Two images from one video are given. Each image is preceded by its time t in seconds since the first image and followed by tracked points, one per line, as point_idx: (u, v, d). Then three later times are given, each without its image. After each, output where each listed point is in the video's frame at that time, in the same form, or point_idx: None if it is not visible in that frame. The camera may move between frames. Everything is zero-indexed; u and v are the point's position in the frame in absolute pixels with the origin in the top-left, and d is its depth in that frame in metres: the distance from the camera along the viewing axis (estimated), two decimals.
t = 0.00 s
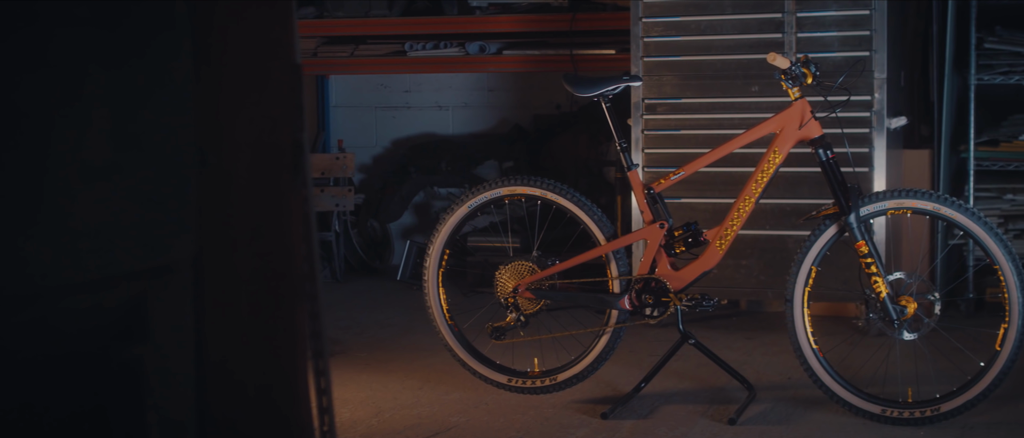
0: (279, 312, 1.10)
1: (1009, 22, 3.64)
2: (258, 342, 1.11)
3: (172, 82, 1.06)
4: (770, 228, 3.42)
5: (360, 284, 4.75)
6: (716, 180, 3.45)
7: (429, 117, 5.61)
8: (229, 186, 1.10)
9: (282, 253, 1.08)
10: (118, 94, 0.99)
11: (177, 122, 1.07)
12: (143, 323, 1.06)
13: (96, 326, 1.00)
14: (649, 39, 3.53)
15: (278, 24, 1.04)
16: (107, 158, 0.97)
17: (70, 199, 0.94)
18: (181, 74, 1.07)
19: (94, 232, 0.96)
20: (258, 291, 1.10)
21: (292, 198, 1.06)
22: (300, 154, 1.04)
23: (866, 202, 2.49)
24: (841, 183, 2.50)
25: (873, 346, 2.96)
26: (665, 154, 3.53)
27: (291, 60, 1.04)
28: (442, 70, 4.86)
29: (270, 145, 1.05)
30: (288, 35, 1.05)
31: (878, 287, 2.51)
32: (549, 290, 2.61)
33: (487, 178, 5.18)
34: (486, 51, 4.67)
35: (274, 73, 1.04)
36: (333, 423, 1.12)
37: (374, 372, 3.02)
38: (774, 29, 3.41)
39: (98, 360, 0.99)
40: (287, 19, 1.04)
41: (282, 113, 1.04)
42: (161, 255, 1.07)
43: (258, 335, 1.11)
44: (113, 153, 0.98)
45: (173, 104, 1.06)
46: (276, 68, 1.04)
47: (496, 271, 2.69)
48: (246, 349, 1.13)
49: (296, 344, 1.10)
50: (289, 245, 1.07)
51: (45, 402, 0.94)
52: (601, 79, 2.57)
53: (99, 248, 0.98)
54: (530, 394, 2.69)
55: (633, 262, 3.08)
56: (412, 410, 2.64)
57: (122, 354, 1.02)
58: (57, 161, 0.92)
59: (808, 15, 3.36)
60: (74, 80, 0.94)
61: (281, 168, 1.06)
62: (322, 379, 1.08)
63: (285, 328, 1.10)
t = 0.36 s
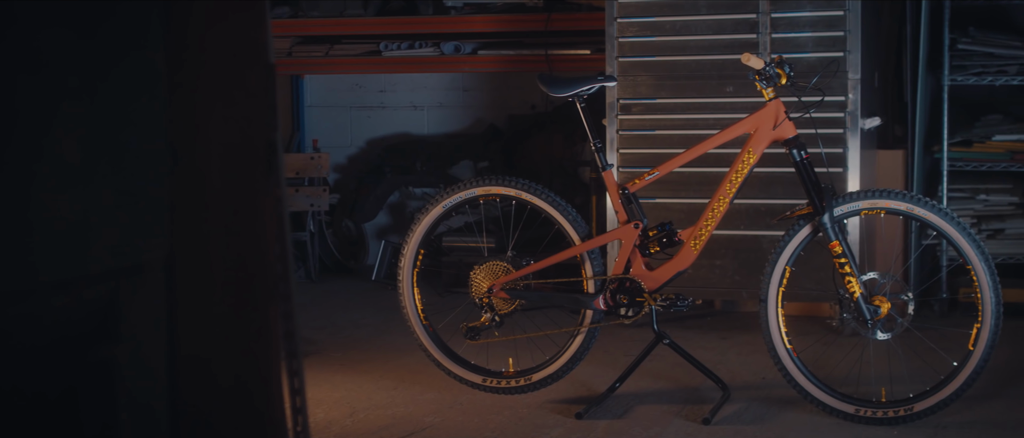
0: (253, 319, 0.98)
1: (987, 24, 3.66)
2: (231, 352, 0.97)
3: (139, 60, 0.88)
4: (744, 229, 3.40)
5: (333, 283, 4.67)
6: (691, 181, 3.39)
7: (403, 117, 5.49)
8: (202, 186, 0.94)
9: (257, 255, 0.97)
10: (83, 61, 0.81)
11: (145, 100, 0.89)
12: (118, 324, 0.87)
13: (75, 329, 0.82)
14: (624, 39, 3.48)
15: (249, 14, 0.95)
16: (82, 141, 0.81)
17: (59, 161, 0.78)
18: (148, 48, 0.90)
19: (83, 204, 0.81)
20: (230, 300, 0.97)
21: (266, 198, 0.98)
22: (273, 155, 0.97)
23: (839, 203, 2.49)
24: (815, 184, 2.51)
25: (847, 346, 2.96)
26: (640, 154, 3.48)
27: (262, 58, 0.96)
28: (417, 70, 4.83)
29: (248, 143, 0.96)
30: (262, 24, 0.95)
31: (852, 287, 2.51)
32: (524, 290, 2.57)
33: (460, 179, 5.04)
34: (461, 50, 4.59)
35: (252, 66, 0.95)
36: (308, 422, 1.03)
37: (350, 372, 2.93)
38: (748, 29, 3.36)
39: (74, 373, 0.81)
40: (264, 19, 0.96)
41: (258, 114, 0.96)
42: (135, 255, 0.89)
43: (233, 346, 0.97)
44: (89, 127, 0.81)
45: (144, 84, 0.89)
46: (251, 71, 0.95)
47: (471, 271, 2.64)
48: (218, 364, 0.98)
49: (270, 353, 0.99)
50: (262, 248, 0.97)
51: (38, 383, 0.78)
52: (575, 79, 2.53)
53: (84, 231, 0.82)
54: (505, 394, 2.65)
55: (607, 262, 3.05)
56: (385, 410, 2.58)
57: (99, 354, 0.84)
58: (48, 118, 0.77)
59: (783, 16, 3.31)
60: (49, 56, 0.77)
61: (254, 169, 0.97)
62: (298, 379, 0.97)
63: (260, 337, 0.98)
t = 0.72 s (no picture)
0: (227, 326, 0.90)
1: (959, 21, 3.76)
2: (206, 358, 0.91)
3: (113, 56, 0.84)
4: (721, 228, 3.32)
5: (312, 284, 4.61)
6: (665, 182, 3.26)
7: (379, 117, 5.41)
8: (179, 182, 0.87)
9: (233, 260, 0.89)
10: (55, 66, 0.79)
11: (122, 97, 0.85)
12: (92, 323, 0.84)
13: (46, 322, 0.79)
14: (601, 39, 3.38)
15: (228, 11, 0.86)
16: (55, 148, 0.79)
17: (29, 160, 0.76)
18: (125, 44, 0.85)
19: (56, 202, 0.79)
20: (205, 304, 0.90)
21: (240, 200, 0.88)
22: (249, 156, 0.87)
23: (815, 203, 2.49)
24: (791, 184, 2.51)
25: (822, 346, 2.96)
26: (617, 154, 3.38)
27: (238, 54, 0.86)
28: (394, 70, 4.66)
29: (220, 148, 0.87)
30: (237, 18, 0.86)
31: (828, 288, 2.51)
32: (501, 290, 2.53)
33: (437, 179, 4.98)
34: (439, 50, 4.51)
35: (228, 61, 0.86)
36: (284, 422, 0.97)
37: (328, 372, 2.86)
38: (725, 29, 3.25)
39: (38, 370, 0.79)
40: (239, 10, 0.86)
41: (233, 114, 0.87)
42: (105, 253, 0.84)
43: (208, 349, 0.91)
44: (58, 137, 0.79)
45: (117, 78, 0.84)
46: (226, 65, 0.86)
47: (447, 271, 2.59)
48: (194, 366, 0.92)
49: (246, 364, 0.91)
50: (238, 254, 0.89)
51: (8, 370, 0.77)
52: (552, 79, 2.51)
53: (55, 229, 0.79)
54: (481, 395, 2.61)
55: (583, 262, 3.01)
56: (362, 410, 2.53)
57: (72, 354, 0.82)
58: (25, 127, 0.77)
59: (759, 16, 3.21)
60: (15, 60, 0.76)
61: (229, 171, 0.88)
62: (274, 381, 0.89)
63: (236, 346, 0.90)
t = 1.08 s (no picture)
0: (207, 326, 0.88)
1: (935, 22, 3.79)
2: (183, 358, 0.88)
3: (87, 51, 0.82)
4: (699, 229, 3.23)
5: (291, 283, 4.57)
6: (644, 182, 3.21)
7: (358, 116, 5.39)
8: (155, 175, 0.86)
9: (209, 259, 0.86)
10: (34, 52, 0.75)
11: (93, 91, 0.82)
12: (67, 320, 0.82)
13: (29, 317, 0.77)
14: (579, 39, 3.32)
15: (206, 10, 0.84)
16: (42, 146, 0.76)
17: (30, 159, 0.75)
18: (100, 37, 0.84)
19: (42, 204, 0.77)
20: (182, 302, 0.88)
21: (215, 200, 0.86)
22: (225, 155, 0.85)
23: (793, 203, 2.49)
24: (769, 184, 2.51)
25: (800, 346, 2.96)
26: (594, 154, 3.32)
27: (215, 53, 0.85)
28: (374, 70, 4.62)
29: (197, 146, 0.86)
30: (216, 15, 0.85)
31: (805, 287, 2.51)
32: (479, 290, 2.53)
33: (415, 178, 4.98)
34: (417, 50, 4.50)
35: (207, 60, 0.85)
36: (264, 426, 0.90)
37: (305, 372, 2.85)
38: (703, 30, 3.22)
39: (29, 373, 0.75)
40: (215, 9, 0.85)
41: (210, 112, 0.85)
42: (81, 255, 0.83)
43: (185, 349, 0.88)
44: (41, 132, 0.76)
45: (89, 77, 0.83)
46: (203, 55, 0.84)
47: (425, 270, 2.59)
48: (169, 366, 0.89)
49: (223, 367, 0.88)
50: (211, 252, 0.87)
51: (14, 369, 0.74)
52: (530, 79, 2.51)
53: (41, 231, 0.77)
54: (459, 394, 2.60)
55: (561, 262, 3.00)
56: (340, 410, 2.53)
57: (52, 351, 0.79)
58: (20, 114, 0.74)
59: (737, 16, 3.17)
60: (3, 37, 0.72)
61: (207, 170, 0.86)
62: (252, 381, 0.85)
63: (214, 348, 0.87)
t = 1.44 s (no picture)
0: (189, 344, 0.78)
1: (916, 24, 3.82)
2: (163, 376, 0.80)
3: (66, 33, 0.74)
4: (680, 229, 3.22)
5: (270, 283, 4.54)
6: (624, 181, 3.20)
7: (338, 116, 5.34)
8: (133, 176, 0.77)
9: (191, 266, 0.77)
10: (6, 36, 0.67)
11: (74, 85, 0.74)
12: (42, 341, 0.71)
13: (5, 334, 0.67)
14: (559, 39, 3.32)
15: None
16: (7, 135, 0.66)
17: None
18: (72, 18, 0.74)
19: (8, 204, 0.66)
20: (161, 315, 0.79)
21: (196, 201, 0.77)
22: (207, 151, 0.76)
23: (772, 203, 2.50)
24: (749, 184, 2.52)
25: (779, 345, 2.98)
26: (575, 154, 3.32)
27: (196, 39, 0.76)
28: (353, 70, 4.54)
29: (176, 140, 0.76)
30: None
31: (785, 287, 2.51)
32: (459, 290, 2.53)
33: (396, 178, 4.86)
34: (398, 50, 4.44)
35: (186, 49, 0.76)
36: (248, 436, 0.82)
37: (284, 372, 2.85)
38: (683, 30, 3.22)
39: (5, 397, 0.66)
40: None
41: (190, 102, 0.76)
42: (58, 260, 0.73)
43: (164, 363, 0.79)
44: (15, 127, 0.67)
45: (69, 61, 0.74)
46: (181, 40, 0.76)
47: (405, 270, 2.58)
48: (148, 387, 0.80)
49: (204, 385, 0.79)
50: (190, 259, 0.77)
51: None
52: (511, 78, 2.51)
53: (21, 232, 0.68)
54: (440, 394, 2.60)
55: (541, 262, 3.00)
56: (320, 410, 2.53)
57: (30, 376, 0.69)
58: None
59: (716, 17, 3.17)
60: None
61: (185, 170, 0.77)
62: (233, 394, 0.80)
63: (196, 365, 0.78)
